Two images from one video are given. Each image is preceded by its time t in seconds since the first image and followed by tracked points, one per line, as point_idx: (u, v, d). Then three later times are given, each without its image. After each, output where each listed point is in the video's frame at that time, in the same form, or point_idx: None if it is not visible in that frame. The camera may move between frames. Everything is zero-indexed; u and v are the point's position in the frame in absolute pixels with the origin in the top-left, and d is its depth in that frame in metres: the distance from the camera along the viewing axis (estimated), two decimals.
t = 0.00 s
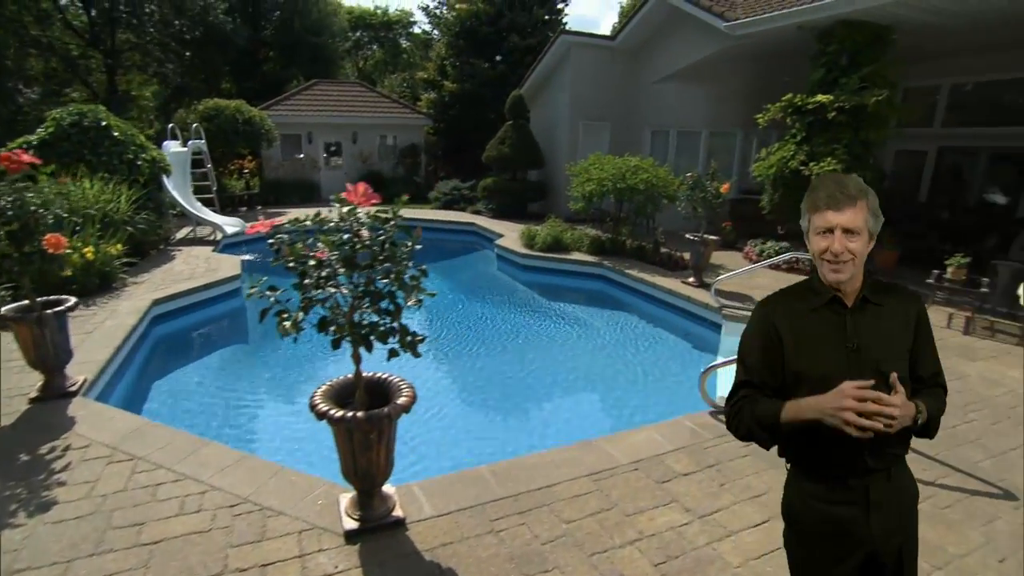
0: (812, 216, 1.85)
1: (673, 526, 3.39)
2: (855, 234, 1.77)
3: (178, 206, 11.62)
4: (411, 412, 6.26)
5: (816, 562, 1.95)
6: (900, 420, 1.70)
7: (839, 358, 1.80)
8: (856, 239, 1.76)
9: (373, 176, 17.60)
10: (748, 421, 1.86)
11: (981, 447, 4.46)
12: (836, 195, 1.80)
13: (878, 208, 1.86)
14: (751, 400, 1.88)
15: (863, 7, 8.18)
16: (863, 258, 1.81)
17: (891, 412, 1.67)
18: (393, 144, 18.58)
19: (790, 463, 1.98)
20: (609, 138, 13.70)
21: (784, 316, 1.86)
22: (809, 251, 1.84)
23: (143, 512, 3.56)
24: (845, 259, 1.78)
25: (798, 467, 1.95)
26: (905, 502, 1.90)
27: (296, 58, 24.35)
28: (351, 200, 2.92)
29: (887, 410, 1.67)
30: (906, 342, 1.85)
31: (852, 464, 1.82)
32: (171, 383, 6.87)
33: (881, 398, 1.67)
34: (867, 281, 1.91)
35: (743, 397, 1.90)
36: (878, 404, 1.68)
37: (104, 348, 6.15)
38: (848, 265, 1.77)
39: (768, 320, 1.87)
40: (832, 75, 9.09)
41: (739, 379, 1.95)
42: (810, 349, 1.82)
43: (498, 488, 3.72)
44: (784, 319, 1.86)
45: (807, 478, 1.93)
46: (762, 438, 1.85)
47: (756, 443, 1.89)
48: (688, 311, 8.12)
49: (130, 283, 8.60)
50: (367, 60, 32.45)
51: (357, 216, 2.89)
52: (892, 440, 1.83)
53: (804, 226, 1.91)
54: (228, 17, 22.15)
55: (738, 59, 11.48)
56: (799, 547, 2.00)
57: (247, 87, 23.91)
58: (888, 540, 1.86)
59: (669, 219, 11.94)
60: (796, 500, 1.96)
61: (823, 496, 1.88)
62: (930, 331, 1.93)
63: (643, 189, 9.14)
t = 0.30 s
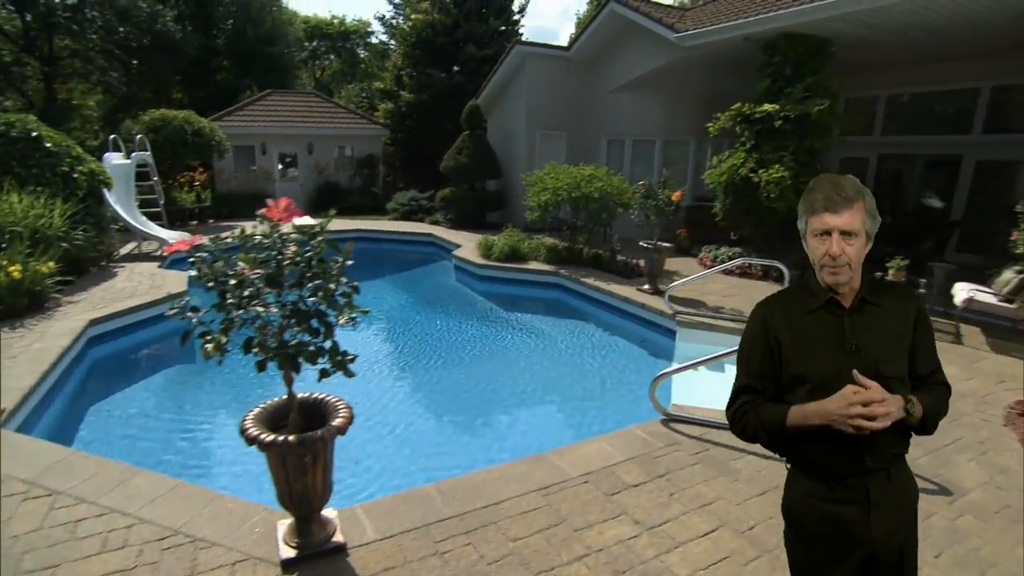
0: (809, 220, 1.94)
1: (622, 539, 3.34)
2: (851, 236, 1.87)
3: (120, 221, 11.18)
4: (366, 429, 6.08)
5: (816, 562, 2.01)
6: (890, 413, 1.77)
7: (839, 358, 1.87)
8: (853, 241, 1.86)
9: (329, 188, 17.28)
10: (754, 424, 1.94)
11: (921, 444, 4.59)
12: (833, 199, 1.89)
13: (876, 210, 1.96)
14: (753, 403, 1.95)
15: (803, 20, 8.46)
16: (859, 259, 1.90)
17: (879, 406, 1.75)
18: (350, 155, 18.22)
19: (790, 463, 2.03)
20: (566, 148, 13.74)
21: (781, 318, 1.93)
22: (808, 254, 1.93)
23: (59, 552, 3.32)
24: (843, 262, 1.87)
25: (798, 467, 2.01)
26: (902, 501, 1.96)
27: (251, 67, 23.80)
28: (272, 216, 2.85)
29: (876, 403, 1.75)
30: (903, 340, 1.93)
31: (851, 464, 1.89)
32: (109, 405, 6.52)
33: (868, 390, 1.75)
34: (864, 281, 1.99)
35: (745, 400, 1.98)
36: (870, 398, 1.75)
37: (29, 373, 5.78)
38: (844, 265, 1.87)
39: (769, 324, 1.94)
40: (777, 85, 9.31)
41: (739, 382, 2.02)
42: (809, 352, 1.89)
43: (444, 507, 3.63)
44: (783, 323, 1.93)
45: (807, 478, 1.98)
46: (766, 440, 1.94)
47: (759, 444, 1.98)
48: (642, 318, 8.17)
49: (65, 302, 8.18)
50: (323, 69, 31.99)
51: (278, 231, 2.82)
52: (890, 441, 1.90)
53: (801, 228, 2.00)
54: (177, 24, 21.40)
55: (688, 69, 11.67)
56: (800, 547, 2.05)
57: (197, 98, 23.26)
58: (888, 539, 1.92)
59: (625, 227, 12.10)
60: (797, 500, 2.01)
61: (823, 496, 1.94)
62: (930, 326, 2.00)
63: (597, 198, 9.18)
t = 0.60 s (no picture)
0: (808, 220, 1.90)
1: (566, 555, 3.27)
2: (850, 236, 1.83)
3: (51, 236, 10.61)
4: (321, 447, 5.85)
5: (816, 562, 1.98)
6: (886, 415, 1.75)
7: (838, 360, 1.85)
8: (853, 241, 1.82)
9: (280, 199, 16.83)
10: (753, 425, 1.93)
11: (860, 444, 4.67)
12: (832, 198, 1.86)
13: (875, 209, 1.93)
14: (752, 403, 1.95)
15: (742, 33, 8.75)
16: (858, 260, 1.87)
17: (874, 408, 1.73)
18: (302, 166, 17.86)
19: (790, 463, 2.01)
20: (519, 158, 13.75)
21: (781, 318, 1.91)
22: (808, 255, 1.89)
23: None
24: (841, 263, 1.83)
25: (796, 468, 1.99)
26: (903, 502, 1.94)
27: (198, 75, 23.10)
28: (181, 234, 2.80)
29: (872, 405, 1.72)
30: (904, 341, 1.91)
31: (850, 464, 1.86)
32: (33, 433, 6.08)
33: (862, 392, 1.73)
34: (864, 281, 1.96)
35: (744, 400, 1.97)
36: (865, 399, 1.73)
37: None
38: (843, 266, 1.83)
39: (766, 326, 1.93)
40: (722, 95, 9.51)
41: (738, 383, 2.01)
42: (807, 353, 1.87)
43: (384, 531, 3.49)
44: (780, 326, 1.91)
45: (807, 478, 1.96)
46: (764, 441, 1.92)
47: (758, 445, 1.96)
48: (594, 326, 8.20)
49: None
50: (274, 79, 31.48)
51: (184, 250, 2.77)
52: (890, 442, 1.87)
53: (800, 230, 1.97)
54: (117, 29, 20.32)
55: (637, 80, 11.83)
56: (799, 546, 2.03)
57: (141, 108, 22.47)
58: (887, 539, 1.89)
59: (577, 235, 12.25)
60: (797, 501, 1.99)
61: (823, 496, 1.92)
62: (930, 326, 1.97)
63: (548, 207, 9.19)
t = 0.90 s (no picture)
0: (807, 218, 1.87)
1: None
2: (849, 233, 1.79)
3: None
4: (280, 469, 5.64)
5: (814, 564, 1.92)
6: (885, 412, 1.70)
7: (839, 358, 1.81)
8: (852, 239, 1.78)
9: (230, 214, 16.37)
10: (751, 425, 1.86)
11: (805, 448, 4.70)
12: (831, 196, 1.83)
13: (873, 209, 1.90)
14: (750, 402, 1.89)
15: (686, 48, 8.98)
16: (859, 258, 1.83)
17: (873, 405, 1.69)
18: (253, 180, 17.42)
19: (789, 463, 1.95)
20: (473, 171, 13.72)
21: (780, 316, 1.87)
22: (805, 253, 1.86)
23: None
24: (841, 260, 1.79)
25: (795, 469, 1.93)
26: (903, 502, 1.89)
27: (143, 87, 22.34)
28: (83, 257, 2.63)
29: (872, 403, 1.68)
30: (904, 339, 1.87)
31: (851, 463, 1.80)
32: None
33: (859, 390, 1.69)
34: (863, 280, 1.93)
35: (741, 399, 1.91)
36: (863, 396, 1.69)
37: None
38: (843, 263, 1.79)
39: (765, 324, 1.89)
40: (671, 108, 9.68)
41: (737, 383, 1.96)
42: (807, 351, 1.83)
43: (323, 560, 3.33)
44: (780, 324, 1.87)
45: (806, 478, 1.90)
46: (761, 440, 1.86)
47: (757, 446, 1.90)
48: (549, 338, 8.17)
49: None
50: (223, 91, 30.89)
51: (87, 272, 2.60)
52: (891, 440, 1.82)
53: (799, 228, 1.94)
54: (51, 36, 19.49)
55: (588, 93, 11.97)
56: (797, 547, 1.97)
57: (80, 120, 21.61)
58: (888, 540, 1.83)
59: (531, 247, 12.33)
60: (796, 501, 1.93)
61: (822, 496, 1.86)
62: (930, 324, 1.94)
63: (501, 220, 9.17)
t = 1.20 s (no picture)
0: (810, 215, 1.87)
1: None
2: (851, 230, 1.78)
3: None
4: (240, 490, 5.43)
5: (813, 565, 1.92)
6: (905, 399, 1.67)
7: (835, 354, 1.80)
8: (853, 236, 1.77)
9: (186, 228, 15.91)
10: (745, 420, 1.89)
11: (762, 454, 4.73)
12: (835, 193, 1.82)
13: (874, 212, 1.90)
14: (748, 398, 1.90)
15: (644, 60, 9.09)
16: (860, 257, 1.81)
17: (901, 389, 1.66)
18: (211, 192, 17.00)
19: (789, 464, 1.95)
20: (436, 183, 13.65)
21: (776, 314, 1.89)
22: (808, 250, 1.84)
23: None
24: (841, 257, 1.77)
25: (795, 468, 1.94)
26: (904, 503, 1.87)
27: (93, 96, 21.65)
28: None
29: (813, 363, 1.65)
30: (903, 340, 1.85)
31: (848, 464, 1.80)
32: None
33: (910, 368, 1.65)
34: (862, 281, 1.91)
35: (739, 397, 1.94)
36: (904, 377, 1.66)
37: None
38: (843, 259, 1.76)
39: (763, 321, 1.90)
40: (630, 119, 9.78)
41: (738, 382, 1.98)
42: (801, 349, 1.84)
43: None
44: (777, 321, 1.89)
45: (805, 478, 1.91)
46: (756, 437, 1.87)
47: (756, 442, 1.91)
48: (512, 350, 8.12)
49: None
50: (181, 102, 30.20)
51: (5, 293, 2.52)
52: (889, 439, 1.80)
53: (802, 227, 1.92)
54: None
55: (550, 105, 12.06)
56: (796, 548, 1.97)
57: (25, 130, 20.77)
58: (886, 540, 1.83)
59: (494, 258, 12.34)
60: (795, 501, 1.94)
61: (820, 496, 1.87)
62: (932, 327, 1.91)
63: (463, 231, 9.12)
